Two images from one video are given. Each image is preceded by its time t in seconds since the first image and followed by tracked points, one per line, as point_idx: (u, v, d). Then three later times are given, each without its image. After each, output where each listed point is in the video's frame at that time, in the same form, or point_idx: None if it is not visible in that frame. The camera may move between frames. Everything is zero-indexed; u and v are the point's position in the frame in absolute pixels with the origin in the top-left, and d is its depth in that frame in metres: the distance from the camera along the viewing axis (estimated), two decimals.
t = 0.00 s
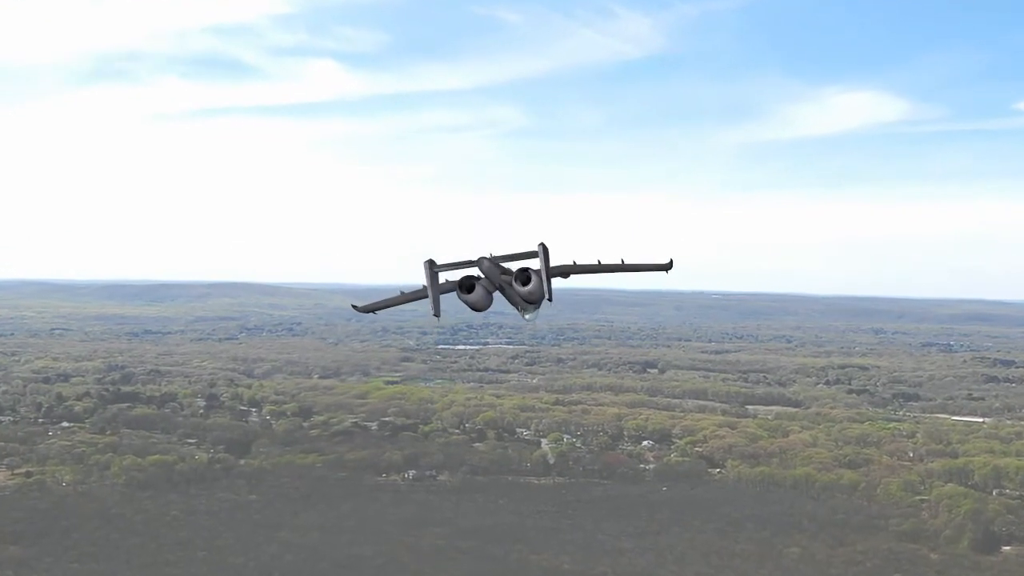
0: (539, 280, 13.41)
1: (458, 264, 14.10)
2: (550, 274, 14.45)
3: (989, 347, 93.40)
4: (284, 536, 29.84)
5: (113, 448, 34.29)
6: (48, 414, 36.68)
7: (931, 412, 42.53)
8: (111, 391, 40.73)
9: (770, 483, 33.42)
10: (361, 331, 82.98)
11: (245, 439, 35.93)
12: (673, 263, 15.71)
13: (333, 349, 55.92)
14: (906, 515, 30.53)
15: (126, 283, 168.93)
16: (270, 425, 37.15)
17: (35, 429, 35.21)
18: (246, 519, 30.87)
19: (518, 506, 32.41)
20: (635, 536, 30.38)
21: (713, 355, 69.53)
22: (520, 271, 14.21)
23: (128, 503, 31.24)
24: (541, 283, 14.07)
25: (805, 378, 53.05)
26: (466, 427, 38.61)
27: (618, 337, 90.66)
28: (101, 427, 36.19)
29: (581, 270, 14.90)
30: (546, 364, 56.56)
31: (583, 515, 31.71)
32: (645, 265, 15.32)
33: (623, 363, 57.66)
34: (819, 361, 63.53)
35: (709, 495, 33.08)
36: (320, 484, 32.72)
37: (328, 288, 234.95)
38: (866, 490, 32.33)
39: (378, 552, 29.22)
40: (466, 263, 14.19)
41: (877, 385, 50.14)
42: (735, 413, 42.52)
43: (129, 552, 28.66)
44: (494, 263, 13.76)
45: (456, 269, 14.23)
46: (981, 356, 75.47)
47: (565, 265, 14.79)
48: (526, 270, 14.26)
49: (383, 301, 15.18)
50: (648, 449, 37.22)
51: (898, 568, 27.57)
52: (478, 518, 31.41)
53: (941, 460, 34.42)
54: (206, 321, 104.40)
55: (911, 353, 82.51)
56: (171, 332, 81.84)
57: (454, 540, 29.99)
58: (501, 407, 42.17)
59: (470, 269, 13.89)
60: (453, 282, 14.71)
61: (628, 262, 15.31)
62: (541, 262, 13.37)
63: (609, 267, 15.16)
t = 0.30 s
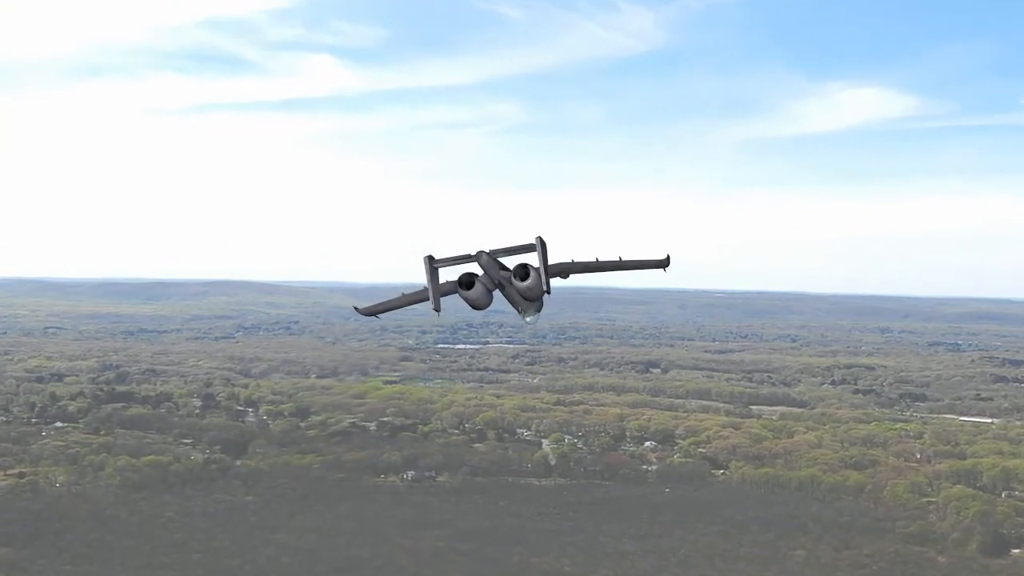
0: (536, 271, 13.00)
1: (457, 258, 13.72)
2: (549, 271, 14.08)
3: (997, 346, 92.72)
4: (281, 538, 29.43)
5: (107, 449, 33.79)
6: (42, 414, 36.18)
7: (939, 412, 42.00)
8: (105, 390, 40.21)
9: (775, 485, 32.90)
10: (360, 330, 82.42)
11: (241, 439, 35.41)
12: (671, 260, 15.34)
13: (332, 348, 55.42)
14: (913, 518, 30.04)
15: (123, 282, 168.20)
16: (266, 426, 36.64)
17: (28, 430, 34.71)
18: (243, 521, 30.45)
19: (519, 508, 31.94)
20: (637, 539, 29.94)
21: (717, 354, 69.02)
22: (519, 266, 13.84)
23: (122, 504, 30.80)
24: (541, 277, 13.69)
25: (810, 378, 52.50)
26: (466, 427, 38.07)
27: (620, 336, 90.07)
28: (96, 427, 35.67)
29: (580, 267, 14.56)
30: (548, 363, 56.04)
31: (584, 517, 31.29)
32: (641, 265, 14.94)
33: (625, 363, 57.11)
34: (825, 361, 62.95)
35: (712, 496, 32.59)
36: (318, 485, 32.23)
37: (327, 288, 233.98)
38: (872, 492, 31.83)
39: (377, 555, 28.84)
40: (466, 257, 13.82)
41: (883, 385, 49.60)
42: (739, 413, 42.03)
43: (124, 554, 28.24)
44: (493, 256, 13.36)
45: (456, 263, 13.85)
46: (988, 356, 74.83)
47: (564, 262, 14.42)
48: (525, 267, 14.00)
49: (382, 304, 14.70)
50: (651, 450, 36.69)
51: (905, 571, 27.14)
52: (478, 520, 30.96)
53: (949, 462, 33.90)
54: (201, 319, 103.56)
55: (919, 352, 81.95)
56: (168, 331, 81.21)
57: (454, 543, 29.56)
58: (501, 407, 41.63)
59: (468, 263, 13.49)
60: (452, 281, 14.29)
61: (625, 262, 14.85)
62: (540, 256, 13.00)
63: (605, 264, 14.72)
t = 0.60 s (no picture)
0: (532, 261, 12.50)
1: (457, 251, 13.35)
2: (549, 267, 13.54)
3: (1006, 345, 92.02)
4: (277, 539, 29.06)
5: (101, 448, 33.29)
6: (35, 413, 35.71)
7: (946, 412, 41.46)
8: (99, 389, 39.70)
9: (779, 486, 32.39)
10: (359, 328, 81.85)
11: (237, 439, 34.90)
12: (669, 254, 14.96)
13: (329, 346, 54.92)
14: (920, 519, 29.56)
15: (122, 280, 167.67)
16: (262, 425, 36.14)
17: (20, 429, 34.24)
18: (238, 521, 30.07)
19: (518, 509, 31.47)
20: (639, 541, 29.51)
21: (720, 353, 68.44)
22: (518, 260, 13.38)
23: (116, 504, 30.35)
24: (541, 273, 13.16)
25: (815, 377, 51.96)
26: (465, 427, 37.53)
27: (622, 334, 89.52)
28: (89, 426, 35.16)
29: (578, 265, 14.00)
30: (548, 362, 55.47)
31: (585, 518, 30.85)
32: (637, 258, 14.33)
33: (627, 362, 56.58)
34: (831, 359, 62.37)
35: (715, 497, 32.10)
36: (315, 485, 31.76)
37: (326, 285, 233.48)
38: (879, 492, 31.32)
39: (374, 556, 28.40)
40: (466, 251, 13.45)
41: (889, 384, 49.07)
42: (743, 412, 41.53)
43: (118, 554, 27.88)
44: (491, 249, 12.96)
45: (456, 257, 13.50)
46: (995, 355, 74.19)
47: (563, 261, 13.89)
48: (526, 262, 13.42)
49: (385, 307, 14.67)
50: (653, 450, 36.15)
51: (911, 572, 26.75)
52: (477, 521, 30.53)
53: (957, 462, 33.37)
54: (198, 317, 102.89)
55: (925, 350, 81.29)
56: (164, 329, 80.62)
57: (452, 545, 29.15)
58: (501, 406, 41.10)
59: (467, 256, 13.13)
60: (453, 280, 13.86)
61: (621, 261, 14.29)
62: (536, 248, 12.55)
63: (601, 265, 14.20)
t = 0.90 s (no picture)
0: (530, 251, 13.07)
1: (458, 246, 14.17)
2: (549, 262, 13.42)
3: (1014, 341, 91.36)
4: (273, 539, 28.68)
5: (94, 445, 32.83)
6: (27, 410, 35.25)
7: (953, 410, 40.91)
8: (93, 386, 39.23)
9: (782, 485, 31.88)
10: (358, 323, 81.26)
11: (232, 437, 34.43)
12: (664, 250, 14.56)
13: (327, 343, 54.40)
14: (926, 518, 29.06)
15: (118, 277, 167.50)
16: (258, 423, 35.68)
17: (13, 426, 33.79)
18: (233, 521, 29.66)
19: (518, 508, 31.01)
20: (639, 541, 29.10)
21: (724, 350, 67.87)
22: (517, 255, 13.94)
23: (109, 503, 29.93)
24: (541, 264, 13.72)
25: (820, 374, 51.41)
26: (464, 425, 37.01)
27: (624, 331, 88.90)
28: (83, 424, 34.68)
29: (579, 260, 14.12)
30: (549, 359, 54.93)
31: (585, 517, 30.41)
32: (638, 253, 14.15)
33: (629, 359, 56.05)
34: (835, 357, 61.75)
35: (718, 496, 31.60)
36: (311, 484, 31.31)
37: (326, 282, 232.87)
38: (884, 492, 30.81)
39: (372, 555, 28.01)
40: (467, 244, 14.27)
41: (895, 381, 48.50)
42: (747, 410, 41.01)
43: (111, 553, 27.51)
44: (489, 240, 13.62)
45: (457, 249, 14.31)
46: (1003, 351, 73.49)
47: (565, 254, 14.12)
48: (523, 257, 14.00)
49: (387, 309, 15.23)
50: (655, 448, 35.62)
51: (917, 573, 26.33)
52: (475, 520, 30.08)
53: (964, 461, 32.84)
54: (196, 313, 102.20)
55: (932, 347, 80.67)
56: (161, 325, 80.03)
57: (450, 544, 28.75)
58: (500, 404, 40.58)
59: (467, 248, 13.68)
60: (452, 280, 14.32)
61: (619, 258, 14.19)
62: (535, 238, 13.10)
63: (600, 265, 14.06)
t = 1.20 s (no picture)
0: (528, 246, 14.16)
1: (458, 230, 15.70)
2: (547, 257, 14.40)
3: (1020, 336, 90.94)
4: (269, 537, 28.41)
5: (88, 441, 32.42)
6: (20, 406, 34.84)
7: (959, 405, 40.44)
8: (86, 381, 38.81)
9: (785, 481, 31.43)
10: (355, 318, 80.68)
11: (227, 432, 34.01)
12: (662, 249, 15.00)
13: (324, 338, 53.93)
14: (932, 515, 28.66)
15: (114, 271, 166.80)
16: (254, 418, 35.26)
17: (4, 422, 33.39)
18: (228, 518, 29.37)
19: (517, 505, 30.64)
20: (640, 539, 28.77)
21: (726, 345, 67.40)
22: (517, 246, 14.98)
23: (102, 499, 29.58)
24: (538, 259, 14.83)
25: (824, 369, 50.90)
26: (463, 421, 36.56)
27: (625, 326, 88.33)
28: (76, 419, 34.26)
29: (578, 259, 15.17)
30: (548, 354, 54.46)
31: (585, 514, 30.07)
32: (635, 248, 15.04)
33: (630, 354, 55.59)
34: (839, 351, 61.24)
35: (719, 492, 31.17)
36: (307, 481, 30.90)
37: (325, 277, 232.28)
38: (889, 488, 30.38)
39: (369, 553, 27.75)
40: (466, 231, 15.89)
41: (900, 376, 48.04)
42: (749, 406, 40.58)
43: (104, 551, 27.25)
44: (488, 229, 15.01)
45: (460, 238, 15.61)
46: (1008, 346, 72.99)
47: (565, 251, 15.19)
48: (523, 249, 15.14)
49: (388, 309, 17.30)
50: (656, 445, 35.16)
51: (922, 571, 26.04)
52: (474, 518, 29.75)
53: (969, 457, 32.39)
54: (193, 307, 101.57)
55: (938, 343, 80.22)
56: (155, 319, 79.42)
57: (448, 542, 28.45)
58: (499, 400, 40.09)
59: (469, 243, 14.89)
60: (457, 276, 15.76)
61: (618, 256, 15.09)
62: (534, 228, 14.43)
63: (599, 262, 15.02)
